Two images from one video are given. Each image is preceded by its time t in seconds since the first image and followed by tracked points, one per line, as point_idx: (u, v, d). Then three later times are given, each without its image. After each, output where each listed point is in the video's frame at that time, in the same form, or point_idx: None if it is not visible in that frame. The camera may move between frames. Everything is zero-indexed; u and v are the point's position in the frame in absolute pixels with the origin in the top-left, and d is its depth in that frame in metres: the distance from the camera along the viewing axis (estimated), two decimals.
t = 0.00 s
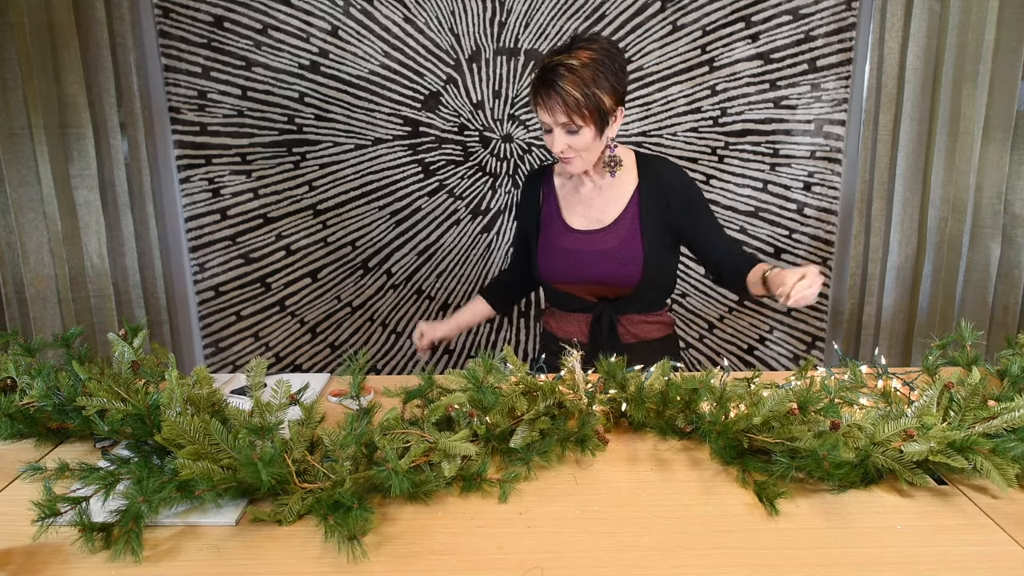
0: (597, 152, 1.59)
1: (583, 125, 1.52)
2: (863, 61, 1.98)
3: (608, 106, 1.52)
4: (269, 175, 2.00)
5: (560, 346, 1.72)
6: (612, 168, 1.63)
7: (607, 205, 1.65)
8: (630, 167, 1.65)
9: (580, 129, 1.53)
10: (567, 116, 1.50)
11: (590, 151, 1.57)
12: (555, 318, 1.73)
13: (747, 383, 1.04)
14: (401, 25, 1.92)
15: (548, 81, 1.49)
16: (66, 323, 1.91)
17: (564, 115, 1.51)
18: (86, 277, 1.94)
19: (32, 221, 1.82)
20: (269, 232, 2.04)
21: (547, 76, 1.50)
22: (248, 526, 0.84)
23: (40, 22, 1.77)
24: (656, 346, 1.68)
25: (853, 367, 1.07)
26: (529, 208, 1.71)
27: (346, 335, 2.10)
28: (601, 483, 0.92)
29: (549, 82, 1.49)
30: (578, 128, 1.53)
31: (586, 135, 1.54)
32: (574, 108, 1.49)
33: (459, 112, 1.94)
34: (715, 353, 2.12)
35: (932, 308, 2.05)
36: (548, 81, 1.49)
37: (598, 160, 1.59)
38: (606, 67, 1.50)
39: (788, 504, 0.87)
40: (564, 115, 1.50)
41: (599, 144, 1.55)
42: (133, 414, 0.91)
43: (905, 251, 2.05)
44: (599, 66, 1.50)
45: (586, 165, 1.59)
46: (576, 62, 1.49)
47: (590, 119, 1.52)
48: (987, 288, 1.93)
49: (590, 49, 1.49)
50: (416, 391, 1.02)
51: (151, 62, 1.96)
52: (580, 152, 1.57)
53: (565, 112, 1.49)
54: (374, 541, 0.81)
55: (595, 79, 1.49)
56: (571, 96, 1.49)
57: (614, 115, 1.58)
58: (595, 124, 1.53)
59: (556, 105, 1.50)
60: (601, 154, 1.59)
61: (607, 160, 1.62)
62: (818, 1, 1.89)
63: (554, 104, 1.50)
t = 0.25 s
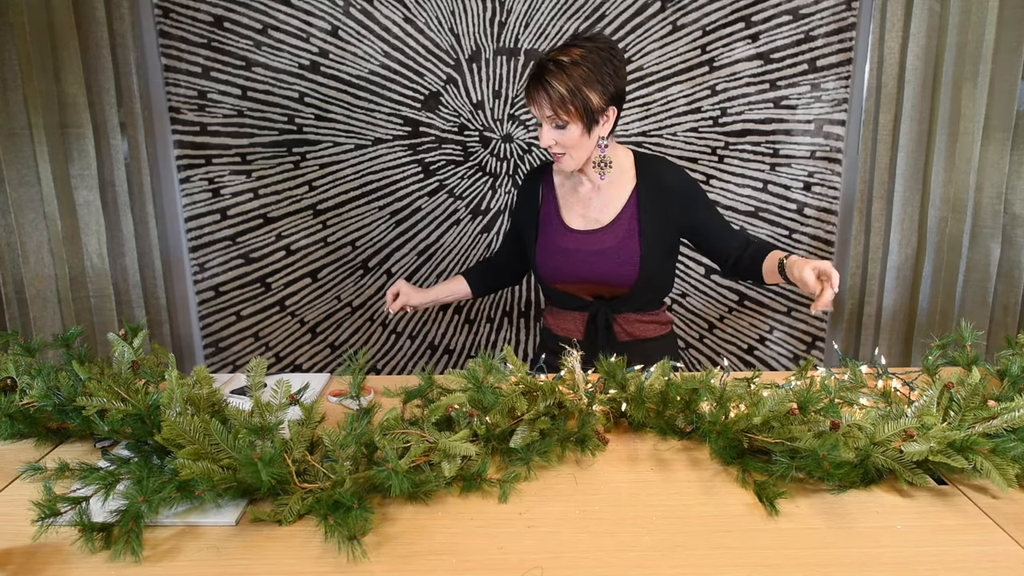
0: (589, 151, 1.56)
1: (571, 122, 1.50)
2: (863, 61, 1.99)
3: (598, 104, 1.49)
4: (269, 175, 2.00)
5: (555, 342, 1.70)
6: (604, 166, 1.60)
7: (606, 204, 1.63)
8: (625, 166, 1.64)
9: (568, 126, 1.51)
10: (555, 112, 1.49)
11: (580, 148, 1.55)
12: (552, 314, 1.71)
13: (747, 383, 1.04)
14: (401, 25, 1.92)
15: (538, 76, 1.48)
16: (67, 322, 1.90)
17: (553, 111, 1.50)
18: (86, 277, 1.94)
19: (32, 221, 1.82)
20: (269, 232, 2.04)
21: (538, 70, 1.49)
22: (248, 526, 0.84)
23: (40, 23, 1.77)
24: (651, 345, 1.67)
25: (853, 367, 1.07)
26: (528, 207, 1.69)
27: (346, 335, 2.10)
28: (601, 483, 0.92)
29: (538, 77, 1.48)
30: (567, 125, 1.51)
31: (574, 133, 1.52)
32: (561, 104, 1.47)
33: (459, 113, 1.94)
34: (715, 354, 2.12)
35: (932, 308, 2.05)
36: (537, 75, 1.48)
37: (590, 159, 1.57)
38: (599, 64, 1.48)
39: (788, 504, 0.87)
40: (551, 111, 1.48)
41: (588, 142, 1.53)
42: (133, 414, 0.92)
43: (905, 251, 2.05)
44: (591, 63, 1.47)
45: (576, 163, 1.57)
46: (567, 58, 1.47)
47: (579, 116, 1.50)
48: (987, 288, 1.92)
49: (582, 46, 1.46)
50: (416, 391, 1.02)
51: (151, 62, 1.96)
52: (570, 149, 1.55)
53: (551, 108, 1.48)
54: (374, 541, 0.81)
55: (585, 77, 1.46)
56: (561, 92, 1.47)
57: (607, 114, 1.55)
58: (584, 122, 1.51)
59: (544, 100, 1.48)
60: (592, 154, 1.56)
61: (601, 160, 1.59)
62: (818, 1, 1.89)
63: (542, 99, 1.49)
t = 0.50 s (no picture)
0: (581, 138, 1.69)
1: (571, 103, 1.64)
2: (862, 60, 1.95)
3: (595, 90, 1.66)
4: (269, 175, 2.00)
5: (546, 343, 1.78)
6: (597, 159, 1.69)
7: (584, 204, 1.69)
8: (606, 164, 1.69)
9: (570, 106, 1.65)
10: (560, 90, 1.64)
11: (575, 130, 1.67)
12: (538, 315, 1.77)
13: (747, 383, 1.04)
14: (401, 25, 1.92)
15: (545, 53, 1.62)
16: (67, 323, 1.93)
17: (557, 87, 1.64)
18: (86, 278, 1.96)
19: (31, 221, 1.85)
20: (269, 232, 2.04)
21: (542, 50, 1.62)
22: (248, 526, 0.84)
23: (40, 23, 1.79)
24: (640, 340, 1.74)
25: (852, 367, 1.07)
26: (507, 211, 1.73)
27: (346, 335, 2.10)
28: (601, 483, 0.93)
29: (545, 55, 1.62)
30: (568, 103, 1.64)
31: (574, 111, 1.65)
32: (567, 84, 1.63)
33: (459, 113, 1.94)
34: (715, 353, 2.12)
35: (932, 308, 2.06)
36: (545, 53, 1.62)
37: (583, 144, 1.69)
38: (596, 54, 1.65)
39: (788, 504, 0.87)
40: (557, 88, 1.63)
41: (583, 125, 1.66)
42: (133, 414, 0.92)
43: (905, 251, 2.05)
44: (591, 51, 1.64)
45: (569, 147, 1.68)
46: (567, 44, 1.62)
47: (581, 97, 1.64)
48: (987, 288, 1.96)
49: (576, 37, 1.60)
50: (416, 391, 1.02)
51: (151, 62, 1.96)
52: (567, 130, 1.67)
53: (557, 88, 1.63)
54: (374, 541, 0.81)
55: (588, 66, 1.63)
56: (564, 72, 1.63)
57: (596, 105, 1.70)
58: (582, 103, 1.65)
59: (552, 76, 1.63)
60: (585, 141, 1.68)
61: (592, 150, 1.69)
62: (818, 1, 1.89)
63: (548, 76, 1.63)
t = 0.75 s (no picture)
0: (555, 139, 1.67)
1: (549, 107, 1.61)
2: (862, 59, 1.97)
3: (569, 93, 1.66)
4: (269, 175, 2.00)
5: (532, 347, 1.75)
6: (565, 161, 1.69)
7: (557, 208, 1.67)
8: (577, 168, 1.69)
9: (547, 110, 1.62)
10: (539, 93, 1.60)
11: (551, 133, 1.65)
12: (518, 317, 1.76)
13: (747, 383, 1.04)
14: (401, 25, 1.92)
15: (517, 57, 1.59)
16: (66, 323, 1.93)
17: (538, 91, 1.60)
18: (86, 278, 1.96)
19: (32, 221, 1.85)
20: (269, 232, 2.04)
21: (516, 54, 1.59)
22: (248, 526, 0.84)
23: (40, 23, 1.79)
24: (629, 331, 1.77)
25: (852, 367, 1.07)
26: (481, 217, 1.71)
27: (346, 335, 2.10)
28: (601, 483, 0.92)
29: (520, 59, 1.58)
30: (546, 105, 1.61)
31: (551, 115, 1.62)
32: (545, 87, 1.59)
33: (459, 113, 1.94)
34: (715, 353, 2.12)
35: (932, 308, 2.06)
36: (518, 57, 1.58)
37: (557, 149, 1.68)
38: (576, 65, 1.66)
39: (788, 504, 0.87)
40: (535, 91, 1.59)
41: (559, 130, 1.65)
42: (133, 414, 0.92)
43: (905, 251, 2.05)
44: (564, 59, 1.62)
45: (545, 152, 1.66)
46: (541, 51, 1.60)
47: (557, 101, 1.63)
48: (987, 289, 1.95)
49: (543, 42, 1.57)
50: (416, 391, 1.02)
51: (151, 62, 1.96)
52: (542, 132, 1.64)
53: (535, 91, 1.59)
54: (374, 541, 0.81)
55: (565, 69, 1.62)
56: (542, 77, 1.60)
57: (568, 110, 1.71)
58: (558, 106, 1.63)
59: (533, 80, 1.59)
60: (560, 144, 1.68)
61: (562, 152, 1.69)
62: (818, 1, 1.89)
63: (526, 80, 1.59)
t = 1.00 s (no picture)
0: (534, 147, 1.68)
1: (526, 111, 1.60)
2: (862, 60, 1.96)
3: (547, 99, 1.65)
4: (269, 175, 2.00)
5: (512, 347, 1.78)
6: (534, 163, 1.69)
7: (532, 209, 1.68)
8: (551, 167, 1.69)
9: (525, 115, 1.61)
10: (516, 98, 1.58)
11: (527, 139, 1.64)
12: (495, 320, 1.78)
13: (747, 383, 1.04)
14: (401, 25, 1.92)
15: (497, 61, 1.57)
16: (67, 323, 1.94)
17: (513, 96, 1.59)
18: (86, 278, 1.96)
19: (32, 221, 1.85)
20: (269, 232, 2.04)
21: (493, 58, 1.57)
22: (248, 526, 0.84)
23: (40, 23, 1.79)
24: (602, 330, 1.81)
25: (852, 367, 1.07)
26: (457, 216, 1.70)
27: (347, 335, 2.10)
28: (601, 483, 0.92)
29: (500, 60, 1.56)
30: (522, 111, 1.60)
31: (526, 119, 1.61)
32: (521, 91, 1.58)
33: (459, 113, 1.94)
34: (715, 353, 2.13)
35: (932, 308, 2.06)
36: (496, 61, 1.56)
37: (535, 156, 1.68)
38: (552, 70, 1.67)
39: (788, 504, 0.87)
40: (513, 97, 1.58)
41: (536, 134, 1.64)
42: (133, 414, 0.92)
43: (905, 251, 2.05)
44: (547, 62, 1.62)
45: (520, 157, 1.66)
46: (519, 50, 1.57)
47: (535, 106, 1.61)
48: (987, 289, 1.96)
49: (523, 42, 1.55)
50: (416, 391, 1.02)
51: (151, 62, 1.96)
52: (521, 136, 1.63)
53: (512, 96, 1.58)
54: (375, 541, 0.81)
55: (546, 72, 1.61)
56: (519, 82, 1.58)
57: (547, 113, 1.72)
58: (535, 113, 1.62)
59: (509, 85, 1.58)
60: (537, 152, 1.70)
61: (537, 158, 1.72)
62: (818, 1, 1.89)
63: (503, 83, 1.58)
